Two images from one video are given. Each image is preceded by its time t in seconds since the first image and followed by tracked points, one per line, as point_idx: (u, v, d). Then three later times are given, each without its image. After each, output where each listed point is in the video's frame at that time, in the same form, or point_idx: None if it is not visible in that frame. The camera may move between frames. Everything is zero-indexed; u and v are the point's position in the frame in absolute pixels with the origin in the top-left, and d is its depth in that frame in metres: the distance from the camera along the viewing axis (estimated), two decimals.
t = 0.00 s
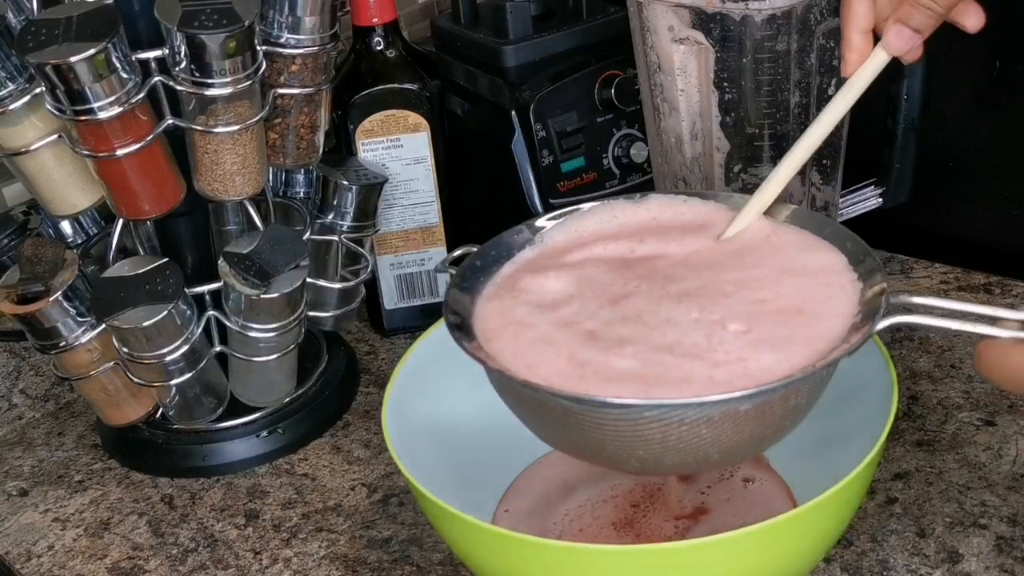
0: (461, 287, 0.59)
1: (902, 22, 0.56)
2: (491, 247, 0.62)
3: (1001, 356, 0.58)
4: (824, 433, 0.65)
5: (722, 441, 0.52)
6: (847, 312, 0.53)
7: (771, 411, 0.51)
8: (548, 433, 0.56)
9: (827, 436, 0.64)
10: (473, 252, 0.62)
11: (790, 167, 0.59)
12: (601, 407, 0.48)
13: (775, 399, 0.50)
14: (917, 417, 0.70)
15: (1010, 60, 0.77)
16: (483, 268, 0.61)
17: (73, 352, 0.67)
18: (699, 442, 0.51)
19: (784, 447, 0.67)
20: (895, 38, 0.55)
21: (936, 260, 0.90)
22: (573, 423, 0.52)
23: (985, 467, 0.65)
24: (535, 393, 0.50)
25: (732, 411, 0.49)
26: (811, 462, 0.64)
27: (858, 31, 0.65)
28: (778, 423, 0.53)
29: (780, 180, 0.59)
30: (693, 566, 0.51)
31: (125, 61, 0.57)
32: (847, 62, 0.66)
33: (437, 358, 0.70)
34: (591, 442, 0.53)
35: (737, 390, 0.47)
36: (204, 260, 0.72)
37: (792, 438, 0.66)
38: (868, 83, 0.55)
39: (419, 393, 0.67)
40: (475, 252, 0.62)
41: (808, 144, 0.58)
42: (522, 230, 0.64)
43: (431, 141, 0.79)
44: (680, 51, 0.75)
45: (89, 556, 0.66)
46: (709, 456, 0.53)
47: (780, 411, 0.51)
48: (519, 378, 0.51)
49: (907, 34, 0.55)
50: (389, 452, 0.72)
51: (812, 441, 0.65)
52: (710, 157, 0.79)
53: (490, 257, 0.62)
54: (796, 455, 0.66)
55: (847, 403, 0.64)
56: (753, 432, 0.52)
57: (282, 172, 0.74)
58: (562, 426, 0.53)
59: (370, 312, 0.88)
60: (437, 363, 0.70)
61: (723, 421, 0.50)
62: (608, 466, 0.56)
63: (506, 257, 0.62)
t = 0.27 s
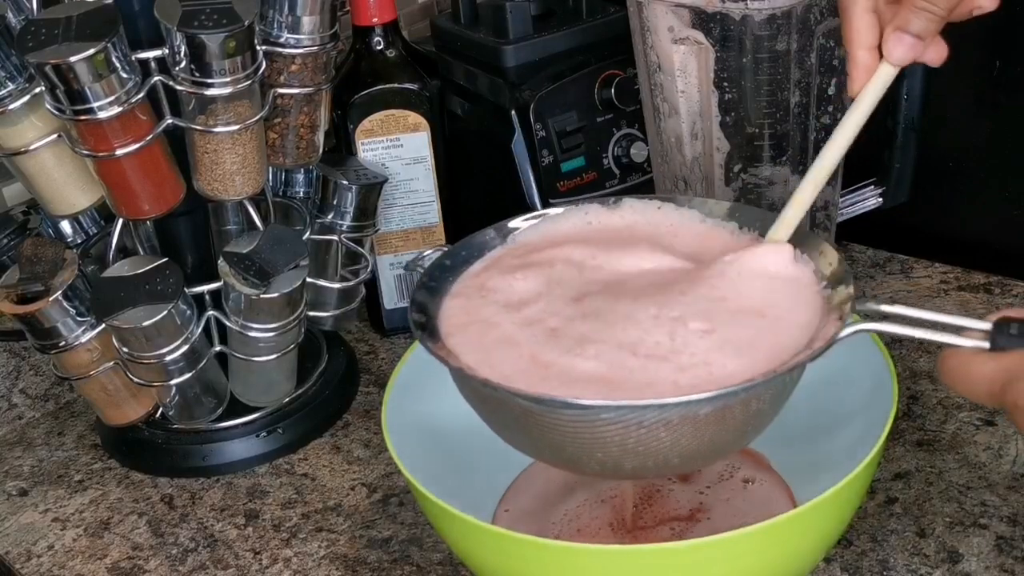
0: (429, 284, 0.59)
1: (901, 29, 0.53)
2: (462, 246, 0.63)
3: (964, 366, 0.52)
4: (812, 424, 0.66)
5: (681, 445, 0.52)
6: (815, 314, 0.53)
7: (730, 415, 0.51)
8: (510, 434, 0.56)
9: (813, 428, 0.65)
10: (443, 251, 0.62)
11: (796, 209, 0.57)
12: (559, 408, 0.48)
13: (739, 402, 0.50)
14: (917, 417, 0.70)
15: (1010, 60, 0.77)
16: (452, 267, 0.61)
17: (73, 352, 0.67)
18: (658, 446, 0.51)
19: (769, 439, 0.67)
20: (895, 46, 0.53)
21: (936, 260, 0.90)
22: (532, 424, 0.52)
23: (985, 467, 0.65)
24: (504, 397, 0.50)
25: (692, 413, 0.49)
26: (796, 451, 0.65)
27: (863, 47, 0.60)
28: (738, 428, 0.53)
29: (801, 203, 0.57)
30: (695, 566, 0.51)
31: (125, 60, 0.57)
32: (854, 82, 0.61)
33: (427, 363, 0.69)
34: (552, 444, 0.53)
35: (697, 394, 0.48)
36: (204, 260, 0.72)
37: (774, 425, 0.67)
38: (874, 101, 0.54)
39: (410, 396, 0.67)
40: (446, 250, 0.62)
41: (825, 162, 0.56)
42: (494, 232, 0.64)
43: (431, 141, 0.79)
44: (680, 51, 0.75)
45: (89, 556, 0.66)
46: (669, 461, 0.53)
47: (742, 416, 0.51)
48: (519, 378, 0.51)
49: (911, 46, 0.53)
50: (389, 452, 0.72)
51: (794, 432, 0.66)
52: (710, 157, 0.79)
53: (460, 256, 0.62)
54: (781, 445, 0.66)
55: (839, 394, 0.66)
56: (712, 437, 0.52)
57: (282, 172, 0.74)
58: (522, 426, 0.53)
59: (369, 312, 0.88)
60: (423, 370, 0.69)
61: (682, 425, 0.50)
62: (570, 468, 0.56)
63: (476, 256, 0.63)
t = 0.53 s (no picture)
0: (438, 292, 0.60)
1: (878, 40, 0.53)
2: (473, 254, 0.63)
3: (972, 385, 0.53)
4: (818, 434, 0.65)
5: (686, 459, 0.51)
6: (819, 332, 0.53)
7: (735, 429, 0.50)
8: (515, 445, 0.56)
9: (819, 436, 0.65)
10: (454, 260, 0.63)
11: (774, 218, 0.56)
12: (561, 420, 0.48)
13: (744, 416, 0.50)
14: (917, 417, 0.70)
15: (1010, 60, 0.77)
16: (462, 275, 0.62)
17: (73, 352, 0.67)
18: (663, 460, 0.51)
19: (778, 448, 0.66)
20: (873, 59, 0.53)
21: (936, 260, 0.90)
22: (534, 435, 0.52)
23: (985, 467, 0.65)
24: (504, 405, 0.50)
25: (694, 427, 0.49)
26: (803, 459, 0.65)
27: (841, 56, 0.60)
28: (744, 442, 0.52)
29: (780, 212, 0.56)
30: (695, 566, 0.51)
31: (124, 60, 0.57)
32: (832, 91, 0.61)
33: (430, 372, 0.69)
34: (555, 455, 0.53)
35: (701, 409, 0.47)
36: (204, 260, 0.72)
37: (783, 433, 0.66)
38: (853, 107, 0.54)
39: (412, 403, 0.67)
40: (455, 259, 0.63)
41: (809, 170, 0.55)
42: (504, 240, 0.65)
43: (431, 141, 0.79)
44: (680, 51, 0.75)
45: (89, 556, 0.66)
46: (674, 475, 0.53)
47: (746, 429, 0.51)
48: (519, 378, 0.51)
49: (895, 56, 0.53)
50: (389, 452, 0.72)
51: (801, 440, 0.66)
52: (710, 157, 0.79)
53: (470, 263, 0.63)
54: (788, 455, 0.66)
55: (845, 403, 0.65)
56: (718, 451, 0.52)
57: (282, 171, 0.74)
58: (526, 438, 0.53)
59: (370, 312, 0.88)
60: (427, 380, 0.69)
61: (685, 439, 0.49)
62: (575, 480, 0.56)
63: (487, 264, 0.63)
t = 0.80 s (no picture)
0: (453, 297, 0.60)
1: (864, 43, 0.54)
2: (486, 257, 0.64)
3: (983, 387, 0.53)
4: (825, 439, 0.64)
5: (699, 463, 0.51)
6: (830, 334, 0.53)
7: (747, 434, 0.50)
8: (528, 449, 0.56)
9: (824, 437, 0.65)
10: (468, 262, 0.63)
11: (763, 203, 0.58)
12: (573, 428, 0.48)
13: (756, 421, 0.50)
14: (917, 416, 0.70)
15: (1010, 60, 0.77)
16: (475, 279, 0.62)
17: (73, 352, 0.67)
18: (675, 465, 0.51)
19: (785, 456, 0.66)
20: (858, 62, 0.54)
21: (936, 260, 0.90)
22: (546, 441, 0.52)
23: (985, 466, 0.65)
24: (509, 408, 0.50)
25: (706, 433, 0.49)
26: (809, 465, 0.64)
27: (829, 55, 0.62)
28: (756, 446, 0.52)
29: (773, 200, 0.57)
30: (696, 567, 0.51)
31: (124, 60, 0.57)
32: (818, 90, 0.63)
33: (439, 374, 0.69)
34: (568, 461, 0.53)
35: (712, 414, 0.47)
36: (204, 260, 0.72)
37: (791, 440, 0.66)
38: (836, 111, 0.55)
39: (419, 404, 0.67)
40: (469, 263, 0.63)
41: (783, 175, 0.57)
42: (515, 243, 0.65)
43: (431, 141, 0.79)
44: (680, 51, 0.75)
45: (89, 556, 0.66)
46: (687, 478, 0.53)
47: (759, 434, 0.51)
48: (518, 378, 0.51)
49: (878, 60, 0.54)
50: (389, 452, 0.72)
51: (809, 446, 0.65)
52: (710, 157, 0.79)
53: (483, 267, 0.63)
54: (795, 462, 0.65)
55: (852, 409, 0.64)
56: (730, 455, 0.52)
57: (282, 171, 0.74)
58: (538, 443, 0.53)
59: (370, 312, 0.88)
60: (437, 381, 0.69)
61: (697, 445, 0.49)
62: (588, 484, 0.56)
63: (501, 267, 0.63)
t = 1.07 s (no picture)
0: (450, 277, 0.60)
1: (851, 28, 0.54)
2: (484, 237, 0.64)
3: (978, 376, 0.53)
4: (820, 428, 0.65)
5: (691, 446, 0.51)
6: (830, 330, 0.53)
7: (741, 420, 0.50)
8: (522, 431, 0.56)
9: (823, 434, 0.65)
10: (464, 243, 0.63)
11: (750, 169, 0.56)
12: (566, 407, 0.48)
13: (749, 407, 0.50)
14: (917, 416, 0.70)
15: (1010, 60, 0.77)
16: (473, 259, 0.62)
17: (73, 352, 0.67)
18: (668, 448, 0.51)
19: (780, 444, 0.67)
20: (845, 46, 0.53)
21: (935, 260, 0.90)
22: (539, 422, 0.52)
23: (985, 466, 0.65)
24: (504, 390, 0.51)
25: (700, 417, 0.49)
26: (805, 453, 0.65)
27: (817, 39, 0.63)
28: (750, 431, 0.53)
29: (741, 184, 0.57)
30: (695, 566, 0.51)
31: (125, 60, 0.57)
32: (806, 71, 0.64)
33: (437, 363, 0.69)
34: (561, 442, 0.53)
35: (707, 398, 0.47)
36: (204, 260, 0.72)
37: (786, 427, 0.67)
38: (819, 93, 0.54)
39: (418, 395, 0.67)
40: (467, 243, 0.63)
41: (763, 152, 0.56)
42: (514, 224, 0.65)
43: (431, 141, 0.79)
44: (680, 51, 0.75)
45: (89, 556, 0.66)
46: (679, 463, 0.53)
47: (752, 420, 0.51)
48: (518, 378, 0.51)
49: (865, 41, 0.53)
50: (389, 452, 0.72)
51: (804, 434, 0.66)
52: (710, 157, 0.79)
53: (481, 247, 0.63)
54: (790, 449, 0.66)
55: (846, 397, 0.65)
56: (723, 441, 0.52)
57: (282, 171, 0.74)
58: (531, 424, 0.53)
59: (370, 312, 0.88)
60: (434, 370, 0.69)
61: (689, 428, 0.49)
62: (580, 466, 0.56)
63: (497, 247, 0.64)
